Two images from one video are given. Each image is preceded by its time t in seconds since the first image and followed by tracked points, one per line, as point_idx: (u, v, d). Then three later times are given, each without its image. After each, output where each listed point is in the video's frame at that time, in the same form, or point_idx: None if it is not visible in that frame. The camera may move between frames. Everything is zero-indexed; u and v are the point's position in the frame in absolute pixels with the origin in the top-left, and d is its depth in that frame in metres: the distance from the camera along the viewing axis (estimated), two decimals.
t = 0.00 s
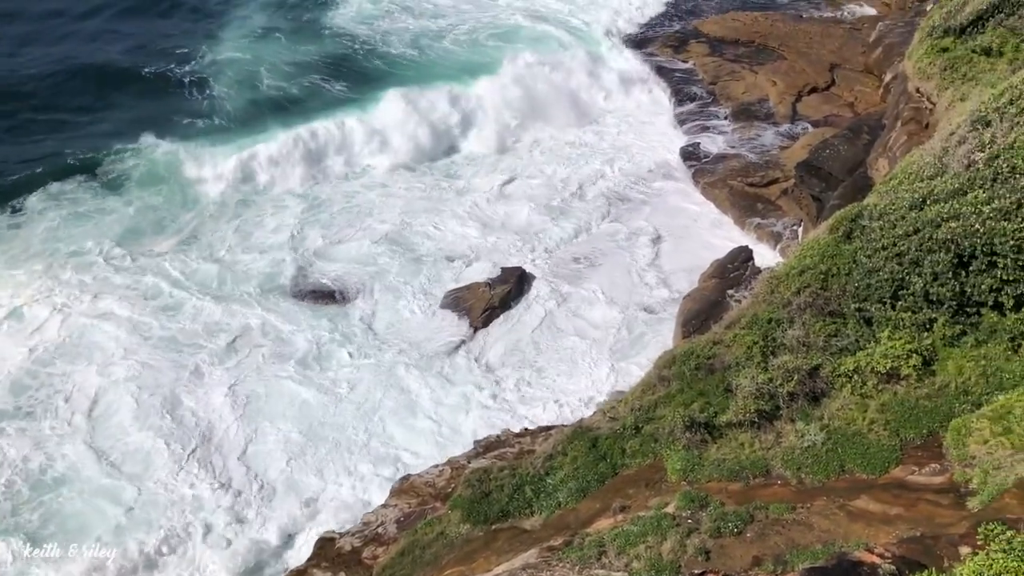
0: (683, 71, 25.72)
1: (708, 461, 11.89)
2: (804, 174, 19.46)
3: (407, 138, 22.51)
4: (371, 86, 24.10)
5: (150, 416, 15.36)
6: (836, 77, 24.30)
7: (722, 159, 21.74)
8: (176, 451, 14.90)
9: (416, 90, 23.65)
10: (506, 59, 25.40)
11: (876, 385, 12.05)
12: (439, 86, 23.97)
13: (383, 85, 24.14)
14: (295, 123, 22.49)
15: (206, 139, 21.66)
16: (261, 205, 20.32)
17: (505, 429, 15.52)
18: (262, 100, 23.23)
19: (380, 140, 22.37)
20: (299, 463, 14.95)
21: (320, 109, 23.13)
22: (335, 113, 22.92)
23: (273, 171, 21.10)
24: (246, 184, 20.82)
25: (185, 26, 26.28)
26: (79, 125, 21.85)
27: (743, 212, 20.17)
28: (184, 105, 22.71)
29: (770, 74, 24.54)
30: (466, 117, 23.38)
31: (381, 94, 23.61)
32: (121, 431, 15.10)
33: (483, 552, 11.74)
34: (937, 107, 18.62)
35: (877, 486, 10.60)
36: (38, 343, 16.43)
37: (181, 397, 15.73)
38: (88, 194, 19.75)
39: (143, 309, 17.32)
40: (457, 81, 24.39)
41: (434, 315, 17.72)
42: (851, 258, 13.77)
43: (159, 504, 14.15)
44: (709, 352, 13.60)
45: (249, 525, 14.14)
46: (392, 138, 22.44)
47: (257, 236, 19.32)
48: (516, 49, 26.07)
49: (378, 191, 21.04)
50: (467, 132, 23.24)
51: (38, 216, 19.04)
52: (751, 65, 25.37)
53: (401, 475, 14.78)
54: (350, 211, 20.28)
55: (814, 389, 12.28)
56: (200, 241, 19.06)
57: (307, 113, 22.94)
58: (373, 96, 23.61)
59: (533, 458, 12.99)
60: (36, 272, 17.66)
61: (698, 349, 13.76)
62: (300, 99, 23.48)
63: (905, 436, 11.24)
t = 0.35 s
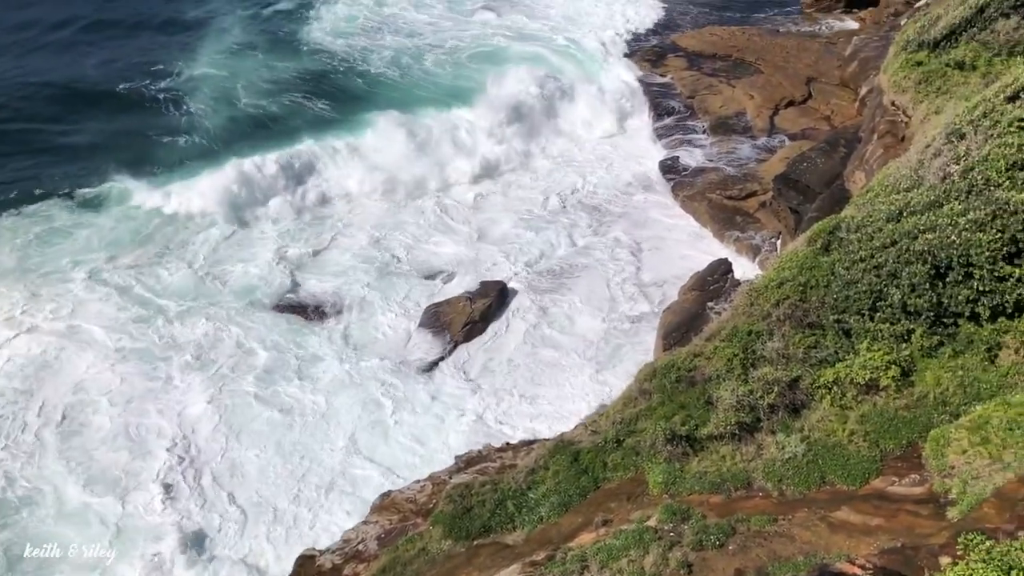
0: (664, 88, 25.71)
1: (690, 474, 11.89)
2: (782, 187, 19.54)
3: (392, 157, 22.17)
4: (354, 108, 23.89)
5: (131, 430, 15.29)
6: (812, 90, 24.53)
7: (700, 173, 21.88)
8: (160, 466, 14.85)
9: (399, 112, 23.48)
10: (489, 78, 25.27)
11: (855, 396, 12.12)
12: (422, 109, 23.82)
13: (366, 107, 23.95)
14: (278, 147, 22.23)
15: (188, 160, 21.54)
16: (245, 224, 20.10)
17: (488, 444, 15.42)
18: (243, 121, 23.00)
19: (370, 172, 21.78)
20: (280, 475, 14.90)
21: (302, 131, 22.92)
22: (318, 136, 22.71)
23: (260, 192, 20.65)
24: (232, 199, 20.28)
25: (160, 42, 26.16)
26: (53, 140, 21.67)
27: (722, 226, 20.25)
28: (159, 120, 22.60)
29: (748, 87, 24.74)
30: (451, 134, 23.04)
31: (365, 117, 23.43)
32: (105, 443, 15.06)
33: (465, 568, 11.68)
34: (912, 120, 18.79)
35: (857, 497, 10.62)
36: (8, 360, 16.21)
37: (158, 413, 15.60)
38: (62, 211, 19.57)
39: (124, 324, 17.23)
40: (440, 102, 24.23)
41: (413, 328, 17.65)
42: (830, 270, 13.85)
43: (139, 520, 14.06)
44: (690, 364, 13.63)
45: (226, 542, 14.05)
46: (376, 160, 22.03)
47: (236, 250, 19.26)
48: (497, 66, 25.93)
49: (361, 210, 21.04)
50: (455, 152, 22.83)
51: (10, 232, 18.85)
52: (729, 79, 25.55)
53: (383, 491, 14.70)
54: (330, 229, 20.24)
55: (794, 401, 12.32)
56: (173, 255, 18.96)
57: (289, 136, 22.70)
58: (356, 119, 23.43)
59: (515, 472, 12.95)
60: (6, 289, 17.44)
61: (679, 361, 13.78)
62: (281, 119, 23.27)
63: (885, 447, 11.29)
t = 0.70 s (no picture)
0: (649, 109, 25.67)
1: (673, 488, 11.91)
2: (763, 203, 19.75)
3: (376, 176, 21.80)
4: (338, 130, 23.69)
5: (106, 446, 15.16)
6: (790, 106, 24.78)
7: (680, 187, 22.06)
8: (132, 483, 14.71)
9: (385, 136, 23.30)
10: (476, 99, 25.10)
11: (836, 409, 12.19)
12: (407, 131, 23.59)
13: (350, 129, 23.76)
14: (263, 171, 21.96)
15: (175, 183, 21.35)
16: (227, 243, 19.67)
17: (472, 458, 15.43)
18: (225, 142, 22.84)
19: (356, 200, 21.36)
20: (261, 491, 14.85)
21: (287, 154, 22.70)
22: (303, 160, 22.47)
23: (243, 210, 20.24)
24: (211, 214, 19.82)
25: (138, 59, 26.14)
26: (28, 157, 21.53)
27: (703, 240, 20.40)
28: (137, 137, 22.51)
29: (726, 102, 24.98)
30: (436, 154, 22.73)
31: (351, 142, 23.21)
32: (77, 461, 14.90)
33: None
34: (889, 135, 18.99)
35: (839, 510, 10.65)
36: None
37: (135, 430, 15.43)
38: (39, 228, 19.44)
39: (99, 337, 17.02)
40: (426, 123, 23.99)
41: (395, 345, 17.64)
42: (810, 284, 13.95)
43: (114, 537, 13.90)
44: (672, 379, 13.71)
45: (204, 557, 13.93)
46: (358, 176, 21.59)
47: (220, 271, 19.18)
48: (483, 88, 25.82)
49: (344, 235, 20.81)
50: (443, 173, 22.48)
51: None
52: (707, 93, 25.81)
53: (365, 508, 14.62)
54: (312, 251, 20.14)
55: (775, 414, 12.39)
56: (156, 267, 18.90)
57: (273, 158, 22.53)
58: (341, 143, 23.20)
59: (498, 489, 12.93)
60: None
61: (661, 376, 13.84)
62: (263, 139, 23.16)
63: (866, 459, 11.35)
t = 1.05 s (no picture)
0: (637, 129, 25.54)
1: (660, 504, 11.92)
2: (746, 218, 19.95)
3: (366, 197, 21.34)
4: (324, 153, 23.54)
5: (88, 463, 15.04)
6: (772, 122, 25.00)
7: (663, 203, 22.18)
8: (115, 500, 14.61)
9: (372, 160, 23.16)
10: (463, 120, 24.96)
11: (822, 424, 12.24)
12: (395, 155, 23.40)
13: (336, 150, 23.64)
14: (250, 196, 21.78)
15: (162, 205, 21.24)
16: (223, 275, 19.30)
17: (459, 474, 15.42)
18: (209, 164, 22.70)
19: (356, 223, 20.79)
20: (246, 510, 14.78)
21: (274, 179, 22.50)
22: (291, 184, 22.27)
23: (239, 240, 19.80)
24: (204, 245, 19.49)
25: (119, 78, 26.11)
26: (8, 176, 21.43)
27: (687, 256, 20.47)
28: (119, 156, 22.45)
29: (709, 118, 25.18)
30: (425, 172, 22.40)
31: (338, 165, 23.05)
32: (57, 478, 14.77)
33: None
34: (870, 150, 19.17)
35: (826, 524, 10.66)
36: None
37: (115, 450, 15.30)
38: (21, 249, 19.41)
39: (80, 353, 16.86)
40: (413, 147, 23.80)
41: (381, 363, 17.63)
42: (794, 298, 14.02)
43: (94, 557, 13.79)
44: (658, 394, 13.73)
45: None
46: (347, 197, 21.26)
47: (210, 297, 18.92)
48: (473, 110, 25.59)
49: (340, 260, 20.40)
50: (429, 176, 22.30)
51: None
52: (689, 110, 26.00)
53: (351, 527, 14.54)
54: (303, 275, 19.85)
55: (761, 429, 12.43)
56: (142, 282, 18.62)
57: (258, 180, 22.41)
58: (328, 166, 23.05)
59: (484, 506, 12.92)
60: None
61: (647, 391, 13.86)
62: (247, 160, 23.08)
63: (851, 473, 11.39)
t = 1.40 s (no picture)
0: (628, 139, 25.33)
1: (651, 520, 11.91)
2: (734, 231, 20.20)
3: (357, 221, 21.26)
4: (312, 172, 23.43)
5: (72, 478, 14.93)
6: (760, 137, 25.13)
7: (650, 218, 22.25)
8: (97, 517, 14.49)
9: (363, 181, 23.05)
10: (452, 141, 24.85)
11: (812, 437, 12.24)
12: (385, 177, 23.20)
13: (325, 169, 23.57)
14: (239, 218, 21.61)
15: (149, 224, 21.16)
16: (236, 308, 18.87)
17: (449, 490, 15.28)
18: (196, 184, 22.63)
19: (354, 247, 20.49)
20: (234, 528, 14.69)
21: (263, 201, 22.32)
22: (279, 206, 22.10)
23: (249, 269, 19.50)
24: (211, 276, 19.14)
25: (102, 97, 26.07)
26: None
27: (677, 270, 20.47)
28: (103, 175, 22.40)
29: (695, 133, 25.31)
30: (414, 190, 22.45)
31: (327, 185, 22.92)
32: (36, 493, 14.62)
33: None
34: (857, 164, 19.27)
35: (817, 537, 10.65)
36: None
37: (98, 468, 15.15)
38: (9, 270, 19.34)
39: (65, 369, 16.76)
40: (404, 168, 23.60)
41: (372, 379, 17.58)
42: (783, 311, 14.04)
43: (75, 574, 13.66)
44: (649, 409, 13.69)
45: None
46: (339, 221, 21.25)
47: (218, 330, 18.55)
48: (463, 131, 25.41)
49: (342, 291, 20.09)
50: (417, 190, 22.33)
51: None
52: (676, 124, 26.06)
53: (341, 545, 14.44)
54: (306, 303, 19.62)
55: (751, 443, 12.42)
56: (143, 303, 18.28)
57: (246, 199, 22.36)
58: (317, 186, 22.93)
59: (475, 522, 12.84)
60: None
61: (638, 406, 13.83)
62: (236, 178, 23.04)
63: (842, 487, 11.39)
